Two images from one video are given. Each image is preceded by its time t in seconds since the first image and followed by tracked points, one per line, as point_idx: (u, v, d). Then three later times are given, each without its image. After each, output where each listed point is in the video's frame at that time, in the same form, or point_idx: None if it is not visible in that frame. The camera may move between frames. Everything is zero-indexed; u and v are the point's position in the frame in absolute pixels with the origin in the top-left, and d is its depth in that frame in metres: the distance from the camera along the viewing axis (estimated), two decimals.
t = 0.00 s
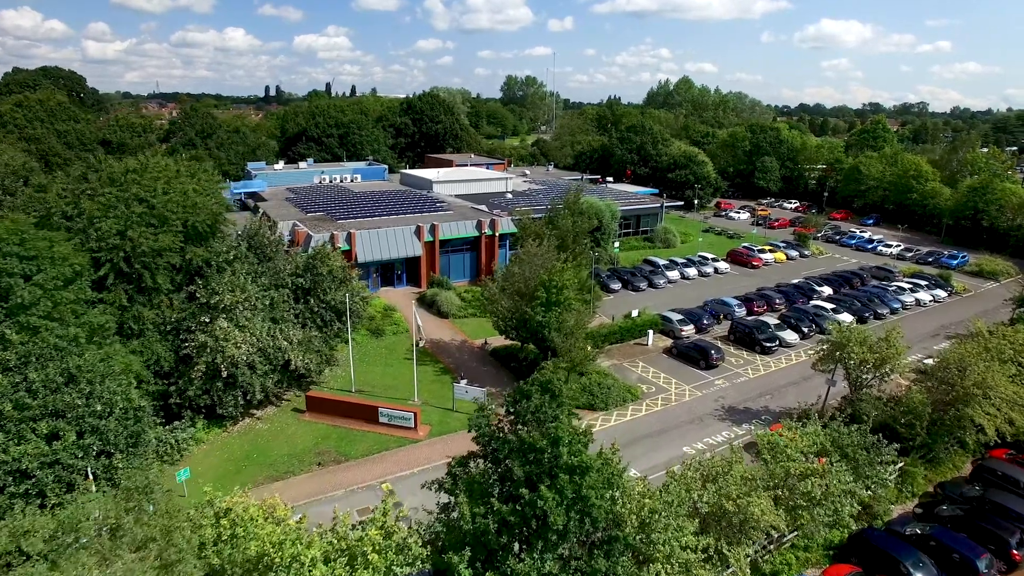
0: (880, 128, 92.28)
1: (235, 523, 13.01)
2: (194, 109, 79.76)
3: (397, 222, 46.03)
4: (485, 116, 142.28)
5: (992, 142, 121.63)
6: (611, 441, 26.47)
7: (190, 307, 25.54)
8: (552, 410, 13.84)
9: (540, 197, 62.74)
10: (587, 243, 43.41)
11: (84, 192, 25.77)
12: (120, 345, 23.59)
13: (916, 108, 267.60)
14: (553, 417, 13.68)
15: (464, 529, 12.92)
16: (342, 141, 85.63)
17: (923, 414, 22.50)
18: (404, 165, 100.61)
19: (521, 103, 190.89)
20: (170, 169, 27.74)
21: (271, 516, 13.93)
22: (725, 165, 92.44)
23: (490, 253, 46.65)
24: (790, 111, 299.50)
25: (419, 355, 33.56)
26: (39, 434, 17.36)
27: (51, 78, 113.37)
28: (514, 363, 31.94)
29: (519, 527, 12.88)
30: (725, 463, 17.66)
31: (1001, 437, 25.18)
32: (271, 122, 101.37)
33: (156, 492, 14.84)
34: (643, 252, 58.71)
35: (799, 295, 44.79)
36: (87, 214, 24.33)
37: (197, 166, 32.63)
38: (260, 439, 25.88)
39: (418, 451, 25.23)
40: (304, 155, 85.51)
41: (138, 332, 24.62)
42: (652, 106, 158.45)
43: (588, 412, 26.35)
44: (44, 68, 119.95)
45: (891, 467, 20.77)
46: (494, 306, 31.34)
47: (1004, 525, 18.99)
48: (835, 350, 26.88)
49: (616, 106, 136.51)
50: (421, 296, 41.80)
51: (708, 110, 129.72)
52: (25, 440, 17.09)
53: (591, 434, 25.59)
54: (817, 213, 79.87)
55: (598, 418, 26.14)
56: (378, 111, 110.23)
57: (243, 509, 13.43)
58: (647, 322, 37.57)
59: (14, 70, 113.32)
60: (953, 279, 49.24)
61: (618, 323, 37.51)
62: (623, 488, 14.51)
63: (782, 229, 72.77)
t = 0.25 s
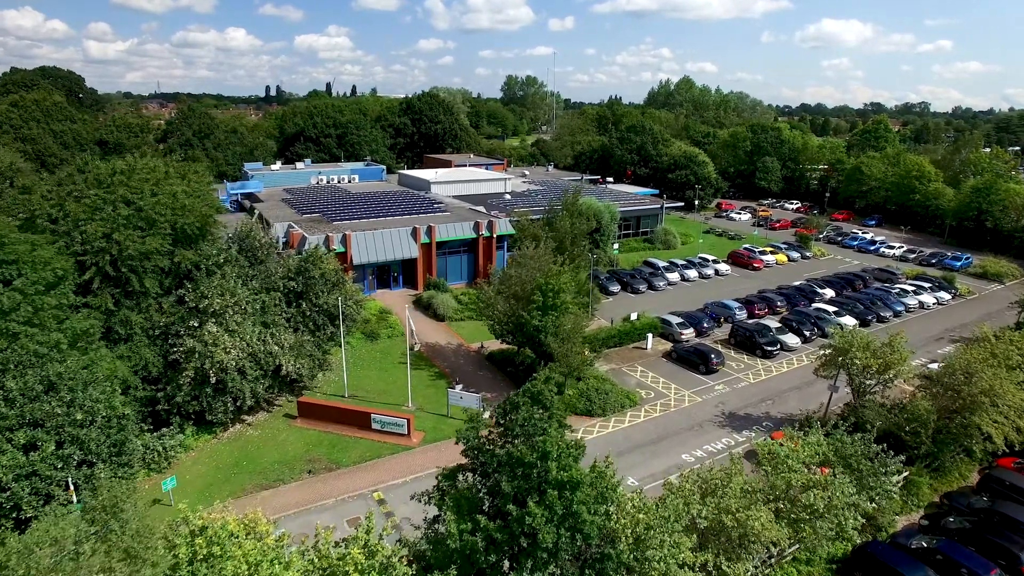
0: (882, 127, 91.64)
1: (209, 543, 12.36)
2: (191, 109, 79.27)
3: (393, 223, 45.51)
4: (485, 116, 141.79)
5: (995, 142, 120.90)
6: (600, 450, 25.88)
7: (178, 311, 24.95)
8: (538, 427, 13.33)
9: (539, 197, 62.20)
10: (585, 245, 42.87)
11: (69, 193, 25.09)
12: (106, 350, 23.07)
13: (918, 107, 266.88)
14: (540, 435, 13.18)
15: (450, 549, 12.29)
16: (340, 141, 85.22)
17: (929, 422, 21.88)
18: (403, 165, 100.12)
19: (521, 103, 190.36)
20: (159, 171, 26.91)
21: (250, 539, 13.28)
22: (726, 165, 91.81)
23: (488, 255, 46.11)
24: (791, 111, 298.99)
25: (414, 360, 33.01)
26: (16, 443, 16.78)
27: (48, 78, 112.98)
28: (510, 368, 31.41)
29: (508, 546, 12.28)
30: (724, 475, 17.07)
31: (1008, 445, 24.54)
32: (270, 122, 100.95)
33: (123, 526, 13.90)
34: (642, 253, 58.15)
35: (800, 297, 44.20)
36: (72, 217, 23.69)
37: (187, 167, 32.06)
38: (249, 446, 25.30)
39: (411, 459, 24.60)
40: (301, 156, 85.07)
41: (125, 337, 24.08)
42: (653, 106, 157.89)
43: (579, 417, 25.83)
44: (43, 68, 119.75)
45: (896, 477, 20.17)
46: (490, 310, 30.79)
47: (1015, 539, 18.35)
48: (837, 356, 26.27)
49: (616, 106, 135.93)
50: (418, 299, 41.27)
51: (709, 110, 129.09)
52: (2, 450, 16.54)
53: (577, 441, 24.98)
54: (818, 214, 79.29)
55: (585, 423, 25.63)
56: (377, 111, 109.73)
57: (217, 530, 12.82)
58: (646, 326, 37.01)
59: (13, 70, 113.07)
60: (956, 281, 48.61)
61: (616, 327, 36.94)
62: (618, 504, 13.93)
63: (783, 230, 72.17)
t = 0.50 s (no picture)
0: (890, 128, 90.61)
1: (187, 563, 11.85)
2: (194, 109, 79.08)
3: (394, 225, 45.07)
4: (489, 116, 141.31)
5: (1004, 142, 119.55)
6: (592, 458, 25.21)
7: (171, 315, 24.47)
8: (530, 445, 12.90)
9: (542, 198, 61.62)
10: (588, 248, 42.27)
11: (60, 195, 24.61)
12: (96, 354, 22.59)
13: (926, 107, 264.76)
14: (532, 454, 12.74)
15: (438, 570, 11.71)
16: (343, 141, 84.89)
17: (941, 432, 21.18)
18: (407, 165, 99.71)
19: (526, 103, 189.78)
20: (152, 172, 26.43)
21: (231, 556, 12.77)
22: (732, 166, 90.99)
23: (489, 257, 45.58)
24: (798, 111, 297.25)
25: (413, 364, 32.50)
26: None
27: (53, 78, 113.15)
28: (510, 373, 30.87)
29: (498, 568, 11.68)
30: (728, 489, 16.45)
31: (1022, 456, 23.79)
32: (273, 122, 100.80)
33: (84, 555, 12.67)
34: (646, 255, 57.49)
35: (807, 301, 43.48)
36: (62, 220, 23.21)
37: (183, 168, 31.60)
38: (242, 453, 24.79)
39: (407, 468, 24.04)
40: (304, 156, 84.74)
41: (117, 341, 23.61)
42: (658, 105, 157.05)
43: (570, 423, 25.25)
44: (47, 68, 119.98)
45: (907, 490, 19.45)
46: (489, 314, 30.26)
47: None
48: (845, 363, 25.56)
49: (621, 105, 135.22)
50: (418, 302, 40.76)
51: (714, 111, 128.18)
52: None
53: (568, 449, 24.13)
54: (825, 215, 78.41)
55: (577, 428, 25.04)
56: (380, 111, 109.37)
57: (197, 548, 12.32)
58: (649, 330, 36.39)
59: (18, 70, 113.45)
60: (966, 284, 47.77)
61: (619, 330, 36.32)
62: (616, 522, 13.32)
63: (789, 231, 71.38)
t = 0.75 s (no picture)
0: (901, 127, 89.36)
1: None
2: (199, 108, 79.00)
3: (396, 226, 44.61)
4: (495, 116, 140.89)
5: (1018, 142, 117.89)
6: (589, 467, 24.50)
7: (166, 319, 24.02)
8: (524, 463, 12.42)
9: (547, 199, 61.02)
10: (592, 250, 41.65)
11: (53, 197, 24.21)
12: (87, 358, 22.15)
13: (937, 106, 262.08)
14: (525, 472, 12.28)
15: None
16: (348, 141, 84.65)
17: (957, 444, 20.42)
18: (412, 165, 99.34)
19: (533, 102, 189.23)
20: (147, 174, 25.99)
21: None
22: (740, 166, 90.03)
23: (493, 259, 45.05)
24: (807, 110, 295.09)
25: (414, 369, 31.99)
26: None
27: (61, 78, 113.66)
28: (512, 378, 30.30)
29: None
30: (735, 505, 15.80)
31: None
32: (279, 122, 100.76)
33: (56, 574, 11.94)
34: (653, 257, 56.77)
35: (816, 304, 42.68)
36: (54, 222, 22.77)
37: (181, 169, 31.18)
38: (237, 459, 24.30)
39: (405, 476, 23.49)
40: (308, 156, 84.50)
41: (110, 346, 23.19)
42: (666, 105, 156.07)
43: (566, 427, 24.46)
44: (56, 69, 120.54)
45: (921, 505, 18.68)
46: (490, 318, 29.71)
47: None
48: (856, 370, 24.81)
49: (629, 105, 134.42)
50: (420, 305, 40.26)
51: (722, 110, 127.12)
52: None
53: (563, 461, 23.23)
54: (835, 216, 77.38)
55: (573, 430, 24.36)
56: (386, 111, 109.08)
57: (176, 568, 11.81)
58: (654, 334, 35.74)
59: (27, 71, 114.14)
60: (979, 288, 46.79)
61: (623, 335, 35.69)
62: (616, 542, 12.70)
63: (798, 233, 70.44)
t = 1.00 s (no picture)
0: (913, 127, 87.88)
1: None
2: (204, 108, 78.79)
3: (399, 228, 44.00)
4: (502, 116, 140.27)
5: None
6: (590, 479, 23.77)
7: (159, 325, 23.43)
8: (518, 486, 11.69)
9: (553, 200, 60.25)
10: (598, 253, 40.86)
11: (44, 199, 23.64)
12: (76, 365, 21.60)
13: (950, 106, 259.12)
14: (519, 498, 11.56)
15: None
16: (353, 141, 84.27)
17: (978, 460, 19.48)
18: (418, 166, 98.81)
19: (541, 102, 188.36)
20: (140, 175, 25.42)
21: None
22: (749, 167, 88.86)
23: (497, 261, 44.35)
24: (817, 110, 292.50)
25: (414, 374, 31.33)
26: None
27: (70, 78, 114.07)
28: (514, 385, 29.58)
29: None
30: (743, 526, 14.99)
31: None
32: (285, 121, 100.51)
33: None
34: (660, 260, 55.87)
35: (827, 309, 41.66)
36: (42, 225, 22.16)
37: (177, 170, 30.64)
38: (231, 468, 23.69)
39: (402, 487, 22.80)
40: (314, 156, 84.13)
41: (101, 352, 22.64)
42: (674, 105, 154.87)
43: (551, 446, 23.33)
44: (65, 69, 121.05)
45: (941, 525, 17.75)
46: (492, 323, 29.00)
47: None
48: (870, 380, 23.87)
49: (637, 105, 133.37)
50: (422, 308, 39.60)
51: (732, 110, 125.80)
52: None
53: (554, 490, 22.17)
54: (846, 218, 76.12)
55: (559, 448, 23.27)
56: (392, 111, 108.64)
57: None
58: (660, 339, 34.91)
59: (36, 71, 114.64)
60: (996, 292, 45.59)
61: (629, 340, 34.87)
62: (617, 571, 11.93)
63: (808, 235, 69.27)
